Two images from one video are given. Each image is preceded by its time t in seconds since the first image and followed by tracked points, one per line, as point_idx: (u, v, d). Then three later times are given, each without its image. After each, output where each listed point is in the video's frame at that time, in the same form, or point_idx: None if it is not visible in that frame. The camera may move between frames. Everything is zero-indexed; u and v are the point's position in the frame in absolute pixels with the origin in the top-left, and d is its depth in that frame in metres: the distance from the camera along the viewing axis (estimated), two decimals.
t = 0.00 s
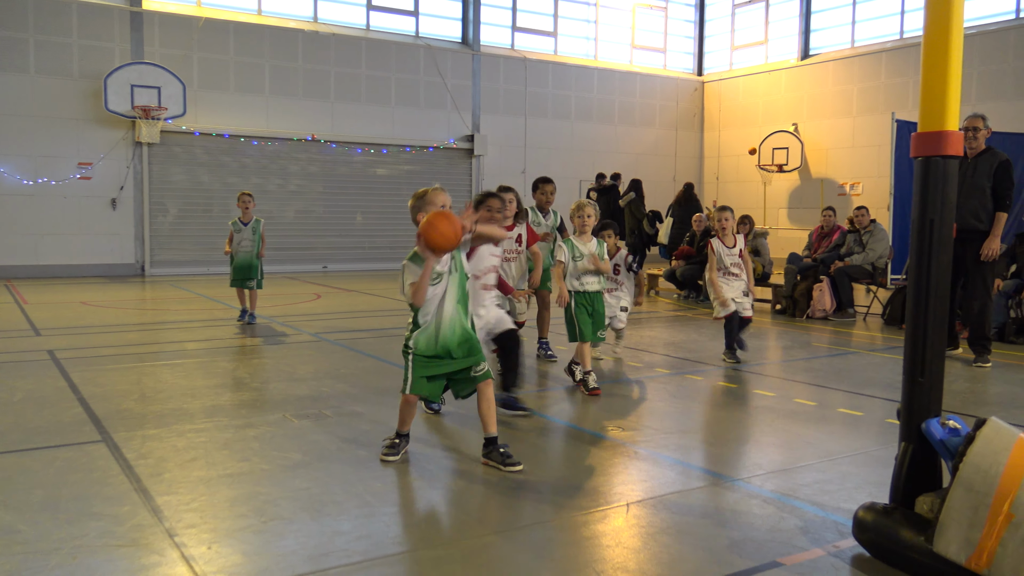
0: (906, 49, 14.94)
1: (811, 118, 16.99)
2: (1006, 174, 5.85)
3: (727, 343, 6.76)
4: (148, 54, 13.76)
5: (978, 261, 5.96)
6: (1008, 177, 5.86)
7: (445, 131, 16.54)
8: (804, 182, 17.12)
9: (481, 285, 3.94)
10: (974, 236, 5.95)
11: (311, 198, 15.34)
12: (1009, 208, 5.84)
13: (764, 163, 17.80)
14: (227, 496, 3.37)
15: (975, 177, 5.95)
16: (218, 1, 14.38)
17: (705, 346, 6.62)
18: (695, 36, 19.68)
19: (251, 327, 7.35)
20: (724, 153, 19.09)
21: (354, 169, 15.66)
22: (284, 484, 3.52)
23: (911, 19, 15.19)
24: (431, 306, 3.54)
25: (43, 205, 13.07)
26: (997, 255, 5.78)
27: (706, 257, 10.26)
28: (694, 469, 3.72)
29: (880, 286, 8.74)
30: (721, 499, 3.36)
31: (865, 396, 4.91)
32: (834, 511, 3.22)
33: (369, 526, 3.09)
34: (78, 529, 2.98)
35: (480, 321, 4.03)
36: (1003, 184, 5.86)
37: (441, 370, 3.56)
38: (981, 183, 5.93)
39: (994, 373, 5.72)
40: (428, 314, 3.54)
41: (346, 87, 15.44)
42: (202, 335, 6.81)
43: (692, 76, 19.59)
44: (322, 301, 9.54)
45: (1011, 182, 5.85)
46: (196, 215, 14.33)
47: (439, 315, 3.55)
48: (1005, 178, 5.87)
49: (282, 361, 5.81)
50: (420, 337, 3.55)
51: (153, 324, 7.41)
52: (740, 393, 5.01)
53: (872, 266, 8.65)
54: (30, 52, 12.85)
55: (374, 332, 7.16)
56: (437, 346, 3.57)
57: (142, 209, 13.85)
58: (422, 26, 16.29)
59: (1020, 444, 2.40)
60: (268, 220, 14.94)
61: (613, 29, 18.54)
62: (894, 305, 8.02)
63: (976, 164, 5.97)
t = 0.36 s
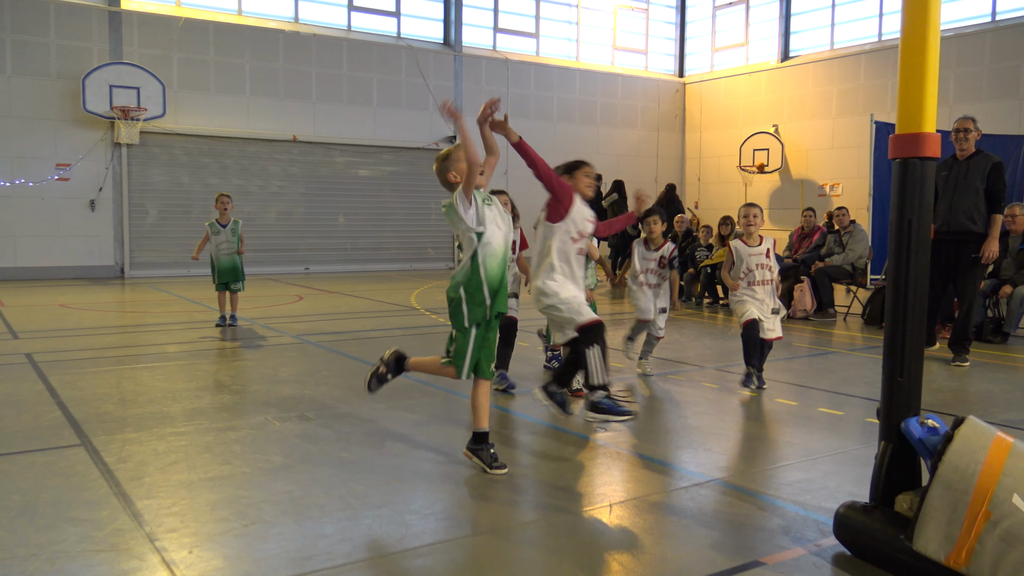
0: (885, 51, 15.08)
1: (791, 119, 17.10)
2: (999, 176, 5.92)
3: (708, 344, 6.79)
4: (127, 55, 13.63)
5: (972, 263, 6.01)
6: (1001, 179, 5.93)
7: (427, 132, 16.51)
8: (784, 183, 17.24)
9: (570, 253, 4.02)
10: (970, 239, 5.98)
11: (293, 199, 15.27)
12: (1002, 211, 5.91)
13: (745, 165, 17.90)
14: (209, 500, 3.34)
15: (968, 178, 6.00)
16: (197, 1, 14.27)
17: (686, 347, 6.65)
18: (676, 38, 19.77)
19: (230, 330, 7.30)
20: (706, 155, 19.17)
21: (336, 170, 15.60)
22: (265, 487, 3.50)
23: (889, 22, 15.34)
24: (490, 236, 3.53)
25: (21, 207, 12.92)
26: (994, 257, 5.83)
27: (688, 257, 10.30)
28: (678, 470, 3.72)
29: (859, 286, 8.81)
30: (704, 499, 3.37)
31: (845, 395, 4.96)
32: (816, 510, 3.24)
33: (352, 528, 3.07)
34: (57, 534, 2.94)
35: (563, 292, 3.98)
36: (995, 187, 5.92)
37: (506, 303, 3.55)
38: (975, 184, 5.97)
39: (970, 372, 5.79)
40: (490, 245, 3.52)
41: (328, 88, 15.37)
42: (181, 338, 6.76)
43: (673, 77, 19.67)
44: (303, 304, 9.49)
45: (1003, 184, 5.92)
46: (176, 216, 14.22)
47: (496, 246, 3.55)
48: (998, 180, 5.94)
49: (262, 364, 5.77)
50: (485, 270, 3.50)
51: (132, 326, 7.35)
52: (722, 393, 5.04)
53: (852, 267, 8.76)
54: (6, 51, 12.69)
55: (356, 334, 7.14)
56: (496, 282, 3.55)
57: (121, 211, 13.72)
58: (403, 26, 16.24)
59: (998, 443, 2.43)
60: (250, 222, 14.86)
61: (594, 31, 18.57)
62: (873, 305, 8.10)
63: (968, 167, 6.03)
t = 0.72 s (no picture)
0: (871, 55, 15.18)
1: (778, 122, 17.19)
2: (989, 179, 5.95)
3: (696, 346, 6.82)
4: (114, 56, 13.56)
5: (960, 265, 6.04)
6: (991, 183, 5.97)
7: (416, 134, 16.50)
8: (771, 185, 17.32)
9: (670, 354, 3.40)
10: (959, 241, 6.01)
11: (281, 201, 15.23)
12: (992, 214, 5.94)
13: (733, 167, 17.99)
14: (196, 503, 3.32)
15: (959, 181, 6.05)
16: (184, 2, 14.21)
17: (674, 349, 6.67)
18: (664, 40, 19.84)
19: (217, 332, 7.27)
20: (693, 157, 19.23)
21: (324, 171, 15.57)
22: (253, 490, 3.48)
23: (875, 25, 15.44)
24: (489, 282, 3.42)
25: (6, 208, 12.83)
26: (982, 259, 5.87)
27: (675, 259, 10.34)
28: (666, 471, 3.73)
29: (846, 288, 8.78)
30: (691, 501, 3.37)
31: (831, 397, 4.98)
32: (803, 511, 3.25)
33: (340, 531, 3.06)
34: (41, 538, 2.92)
35: (644, 378, 3.31)
36: (985, 189, 5.95)
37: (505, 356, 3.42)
38: (965, 187, 6.02)
39: (954, 373, 5.84)
40: (488, 293, 3.41)
41: (316, 89, 15.34)
42: (166, 340, 6.73)
43: (661, 80, 19.74)
44: (289, 305, 9.46)
45: (993, 187, 5.95)
46: (164, 218, 14.15)
47: (499, 290, 3.44)
48: (988, 183, 5.97)
49: (248, 366, 5.75)
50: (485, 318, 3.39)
51: (118, 329, 7.31)
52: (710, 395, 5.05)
53: (838, 268, 8.77)
54: None
55: (344, 336, 7.12)
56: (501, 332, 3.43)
57: (107, 213, 13.64)
58: (391, 28, 16.23)
59: (983, 444, 2.44)
60: (238, 224, 14.80)
61: (582, 33, 18.61)
62: (860, 307, 8.15)
63: (960, 171, 6.07)
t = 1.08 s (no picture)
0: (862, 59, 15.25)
1: (771, 126, 17.24)
2: (979, 183, 5.96)
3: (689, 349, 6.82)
4: (106, 58, 13.51)
5: (951, 269, 6.09)
6: (981, 186, 5.98)
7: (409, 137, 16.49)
8: (764, 189, 17.38)
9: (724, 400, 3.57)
10: (951, 244, 6.05)
11: (274, 204, 15.21)
12: (983, 218, 5.96)
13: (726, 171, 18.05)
14: (188, 506, 3.31)
15: (949, 185, 6.05)
16: (177, 4, 14.18)
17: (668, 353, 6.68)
18: (657, 44, 19.89)
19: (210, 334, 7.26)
20: (686, 161, 19.28)
21: (318, 174, 15.56)
22: (246, 493, 3.47)
23: (867, 29, 15.51)
24: (478, 281, 3.43)
25: None
26: (973, 263, 5.89)
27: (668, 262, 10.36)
28: (659, 474, 3.73)
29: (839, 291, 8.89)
30: (684, 504, 3.37)
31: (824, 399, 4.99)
32: (796, 514, 3.26)
33: (334, 535, 3.05)
34: (33, 542, 2.90)
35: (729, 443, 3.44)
36: (976, 193, 5.97)
37: (494, 356, 3.41)
38: (956, 190, 6.02)
39: (946, 376, 5.86)
40: (478, 292, 3.41)
41: (309, 92, 15.33)
42: (159, 343, 6.70)
43: (654, 83, 19.79)
44: (282, 308, 9.44)
45: (983, 191, 5.96)
46: (156, 220, 14.12)
47: (487, 290, 3.45)
48: (978, 187, 5.98)
49: (241, 369, 5.74)
50: (476, 318, 3.38)
51: (110, 331, 7.28)
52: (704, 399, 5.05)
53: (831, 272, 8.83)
54: None
55: (337, 339, 7.12)
56: (489, 332, 3.43)
57: (99, 215, 13.59)
58: (385, 31, 16.23)
59: (975, 447, 2.44)
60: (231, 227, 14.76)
61: (575, 36, 18.65)
62: (852, 310, 8.18)
63: (949, 174, 6.07)
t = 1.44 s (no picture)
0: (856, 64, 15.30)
1: (765, 131, 17.29)
2: (971, 188, 5.98)
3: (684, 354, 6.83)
4: (101, 61, 13.49)
5: (943, 274, 6.09)
6: (973, 191, 5.99)
7: (405, 142, 16.49)
8: (759, 194, 17.40)
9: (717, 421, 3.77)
10: (941, 249, 6.07)
11: (269, 208, 15.18)
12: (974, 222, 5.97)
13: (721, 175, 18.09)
14: (182, 512, 3.30)
15: (941, 189, 6.09)
16: (172, 8, 14.16)
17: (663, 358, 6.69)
18: (652, 49, 19.94)
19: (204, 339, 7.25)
20: (681, 166, 19.32)
21: (313, 178, 15.55)
22: (240, 499, 3.46)
23: (861, 35, 15.56)
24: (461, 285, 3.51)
25: None
26: (964, 268, 5.91)
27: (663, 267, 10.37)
28: (653, 478, 3.74)
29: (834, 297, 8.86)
30: (679, 508, 3.37)
31: (818, 404, 5.00)
32: (791, 519, 3.26)
33: (328, 540, 3.05)
34: (26, 547, 2.89)
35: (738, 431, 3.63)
36: (967, 198, 5.99)
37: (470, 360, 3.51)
38: (947, 195, 6.06)
39: (939, 381, 5.87)
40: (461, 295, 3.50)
41: (305, 96, 15.32)
42: (153, 347, 6.69)
43: (649, 88, 19.83)
44: (276, 313, 9.42)
45: (975, 196, 5.98)
46: (151, 224, 14.09)
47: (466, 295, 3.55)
48: (970, 192, 6.00)
49: (235, 374, 5.73)
50: (460, 320, 3.47)
51: (104, 336, 7.26)
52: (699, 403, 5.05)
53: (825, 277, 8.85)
54: None
55: (332, 344, 7.11)
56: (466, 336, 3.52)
57: (93, 219, 13.55)
58: (380, 35, 16.23)
59: (969, 452, 2.45)
60: (225, 231, 14.73)
61: (571, 41, 18.68)
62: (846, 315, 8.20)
63: (941, 179, 6.11)
